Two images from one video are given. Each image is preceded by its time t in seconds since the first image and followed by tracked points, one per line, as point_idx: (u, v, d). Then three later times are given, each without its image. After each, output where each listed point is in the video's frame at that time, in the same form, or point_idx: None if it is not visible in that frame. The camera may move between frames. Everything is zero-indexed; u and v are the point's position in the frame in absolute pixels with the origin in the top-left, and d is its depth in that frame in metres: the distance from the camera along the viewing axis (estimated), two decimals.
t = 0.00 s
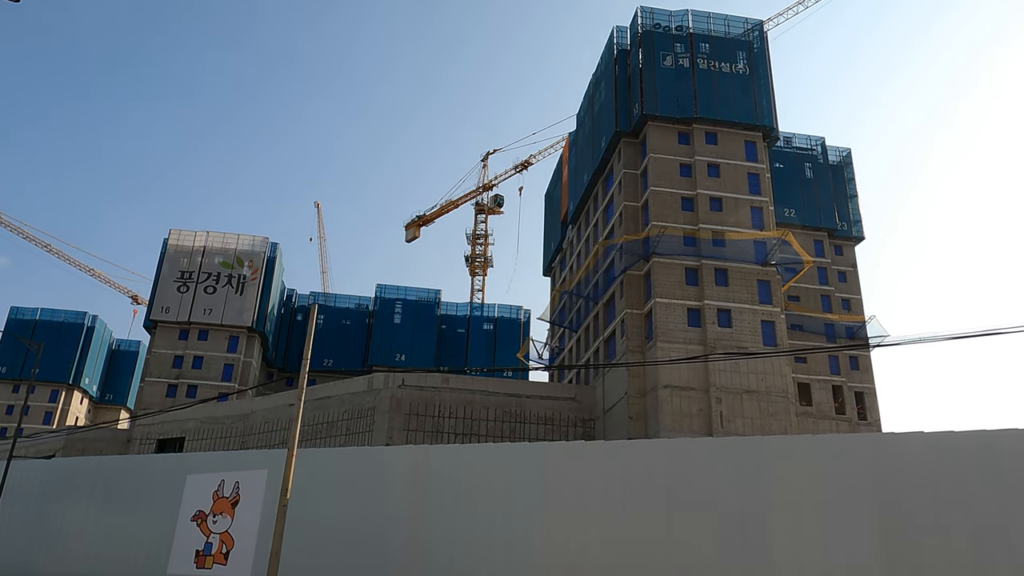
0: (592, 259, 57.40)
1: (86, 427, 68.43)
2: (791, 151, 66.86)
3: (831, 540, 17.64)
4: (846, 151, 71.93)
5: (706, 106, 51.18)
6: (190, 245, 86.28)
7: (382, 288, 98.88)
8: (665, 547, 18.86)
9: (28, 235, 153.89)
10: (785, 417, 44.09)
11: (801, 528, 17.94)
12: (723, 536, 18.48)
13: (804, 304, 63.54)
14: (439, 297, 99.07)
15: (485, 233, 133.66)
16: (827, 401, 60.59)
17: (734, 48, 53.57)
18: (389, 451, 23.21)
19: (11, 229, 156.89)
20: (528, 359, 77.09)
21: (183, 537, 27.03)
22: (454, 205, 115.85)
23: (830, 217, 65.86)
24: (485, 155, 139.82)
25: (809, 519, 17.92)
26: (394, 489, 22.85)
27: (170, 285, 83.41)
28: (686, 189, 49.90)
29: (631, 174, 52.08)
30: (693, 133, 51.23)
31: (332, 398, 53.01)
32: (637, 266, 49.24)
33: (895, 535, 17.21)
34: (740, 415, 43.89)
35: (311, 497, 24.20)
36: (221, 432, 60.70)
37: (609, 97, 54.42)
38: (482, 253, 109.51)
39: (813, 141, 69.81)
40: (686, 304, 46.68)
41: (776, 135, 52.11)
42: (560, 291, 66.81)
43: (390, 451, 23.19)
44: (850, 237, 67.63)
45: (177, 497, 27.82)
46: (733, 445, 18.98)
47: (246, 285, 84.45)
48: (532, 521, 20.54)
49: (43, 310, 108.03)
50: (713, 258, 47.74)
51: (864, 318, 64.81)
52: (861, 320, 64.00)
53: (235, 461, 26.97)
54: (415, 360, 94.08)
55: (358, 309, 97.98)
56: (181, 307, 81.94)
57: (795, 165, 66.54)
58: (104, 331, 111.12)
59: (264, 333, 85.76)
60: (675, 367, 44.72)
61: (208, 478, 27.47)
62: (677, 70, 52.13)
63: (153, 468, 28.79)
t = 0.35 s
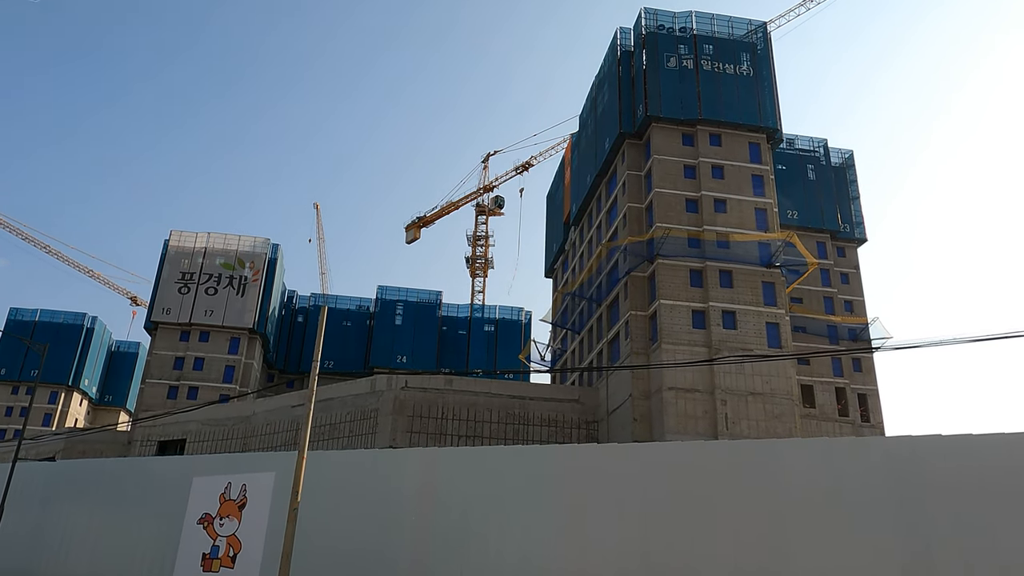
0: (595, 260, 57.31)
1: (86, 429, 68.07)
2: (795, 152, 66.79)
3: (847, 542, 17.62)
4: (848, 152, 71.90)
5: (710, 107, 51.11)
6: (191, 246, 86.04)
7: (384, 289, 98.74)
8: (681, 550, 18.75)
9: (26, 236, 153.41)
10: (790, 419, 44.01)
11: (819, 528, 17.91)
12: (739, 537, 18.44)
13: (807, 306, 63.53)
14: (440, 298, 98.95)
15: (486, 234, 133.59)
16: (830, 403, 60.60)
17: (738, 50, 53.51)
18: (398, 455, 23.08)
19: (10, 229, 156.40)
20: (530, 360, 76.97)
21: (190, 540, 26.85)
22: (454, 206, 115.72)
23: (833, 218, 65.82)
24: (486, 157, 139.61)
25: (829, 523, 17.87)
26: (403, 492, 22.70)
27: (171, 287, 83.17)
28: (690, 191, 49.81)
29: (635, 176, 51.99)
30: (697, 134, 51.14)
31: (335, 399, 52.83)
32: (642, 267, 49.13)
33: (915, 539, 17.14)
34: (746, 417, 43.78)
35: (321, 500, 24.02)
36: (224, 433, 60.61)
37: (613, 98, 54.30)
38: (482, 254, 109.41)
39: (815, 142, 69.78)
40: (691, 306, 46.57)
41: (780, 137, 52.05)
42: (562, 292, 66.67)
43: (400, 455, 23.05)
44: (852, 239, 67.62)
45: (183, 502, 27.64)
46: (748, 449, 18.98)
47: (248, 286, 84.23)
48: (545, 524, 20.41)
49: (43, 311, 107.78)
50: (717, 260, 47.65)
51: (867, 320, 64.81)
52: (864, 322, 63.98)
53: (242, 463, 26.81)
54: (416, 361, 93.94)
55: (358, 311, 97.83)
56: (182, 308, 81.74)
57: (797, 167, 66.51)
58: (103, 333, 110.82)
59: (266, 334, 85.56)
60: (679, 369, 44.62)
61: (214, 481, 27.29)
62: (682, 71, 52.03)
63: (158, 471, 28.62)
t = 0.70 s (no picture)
0: (598, 266, 57.19)
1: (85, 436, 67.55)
2: (797, 158, 66.72)
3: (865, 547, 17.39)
4: (850, 158, 71.94)
5: (713, 113, 51.07)
6: (192, 252, 85.87)
7: (385, 295, 98.58)
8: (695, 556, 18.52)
9: (25, 242, 153.20)
10: (795, 425, 43.82)
11: (837, 531, 17.68)
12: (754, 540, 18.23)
13: (810, 311, 63.43)
14: (441, 305, 98.79)
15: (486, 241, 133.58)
16: (834, 408, 60.48)
17: (741, 55, 53.52)
18: (407, 461, 22.89)
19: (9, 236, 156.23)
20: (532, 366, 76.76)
21: (195, 547, 26.61)
22: (455, 213, 115.70)
23: (835, 224, 65.80)
24: (486, 163, 139.63)
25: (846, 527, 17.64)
26: (413, 498, 22.48)
27: (172, 293, 82.94)
28: (694, 196, 49.72)
29: (639, 181, 51.90)
30: (700, 140, 51.08)
31: (337, 406, 52.56)
32: (646, 273, 49.02)
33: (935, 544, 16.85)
34: (751, 423, 43.60)
35: (329, 507, 23.81)
36: (225, 439, 60.25)
37: (616, 104, 54.26)
38: (483, 260, 109.32)
39: (817, 148, 69.78)
40: (695, 311, 46.45)
41: (784, 142, 52.02)
42: (565, 299, 66.54)
43: (410, 461, 22.85)
44: (855, 244, 67.61)
45: (188, 509, 27.38)
46: (763, 454, 18.77)
47: (249, 293, 84.05)
48: (558, 529, 20.19)
49: (43, 318, 107.44)
50: (721, 265, 47.55)
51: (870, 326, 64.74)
52: (867, 327, 63.94)
53: (248, 469, 26.57)
54: (417, 368, 93.76)
55: (359, 317, 97.65)
56: (183, 314, 81.49)
57: (800, 172, 66.47)
58: (103, 339, 110.41)
59: (267, 341, 85.31)
60: (684, 375, 44.43)
61: (220, 487, 27.06)
62: (685, 77, 52.04)
63: (163, 478, 28.35)
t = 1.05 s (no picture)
0: (601, 271, 57.12)
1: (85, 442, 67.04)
2: (799, 164, 66.73)
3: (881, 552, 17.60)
4: (852, 164, 72.02)
5: (717, 118, 51.05)
6: (193, 257, 85.58)
7: (386, 300, 98.42)
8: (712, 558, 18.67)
9: (24, 247, 152.74)
10: (801, 431, 43.67)
11: (851, 534, 17.90)
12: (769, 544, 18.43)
13: (813, 317, 63.33)
14: (442, 310, 98.62)
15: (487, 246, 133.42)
16: (837, 415, 60.40)
17: (744, 61, 53.55)
18: (418, 467, 22.81)
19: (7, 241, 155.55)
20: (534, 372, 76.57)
21: (200, 555, 26.36)
22: (455, 218, 115.57)
23: (838, 230, 65.80)
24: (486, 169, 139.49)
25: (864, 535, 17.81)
26: (425, 503, 22.41)
27: (172, 298, 82.65)
28: (698, 201, 49.66)
29: (642, 187, 51.82)
30: (704, 145, 51.05)
31: (340, 411, 52.36)
32: (650, 278, 48.88)
33: (952, 551, 17.05)
34: (756, 429, 43.42)
35: (339, 510, 23.66)
36: (225, 445, 59.93)
37: (619, 109, 54.23)
38: (484, 266, 109.17)
39: (819, 154, 69.84)
40: (700, 317, 46.32)
41: (788, 148, 52.01)
42: (567, 304, 66.43)
43: (421, 467, 22.77)
44: (857, 250, 67.64)
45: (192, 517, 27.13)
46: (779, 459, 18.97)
47: (250, 298, 83.80)
48: (574, 535, 20.22)
49: (42, 323, 107.11)
50: (726, 270, 47.43)
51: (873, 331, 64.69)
52: (869, 333, 63.90)
53: (254, 476, 26.34)
54: (418, 373, 93.54)
55: (360, 323, 97.42)
56: (184, 319, 81.22)
57: (802, 178, 66.49)
58: (102, 344, 110.00)
59: (268, 346, 85.04)
60: (689, 380, 44.27)
61: (225, 494, 26.83)
62: (688, 82, 52.06)
63: (168, 484, 28.11)
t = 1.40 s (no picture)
0: (605, 272, 57.05)
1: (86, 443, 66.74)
2: (803, 165, 66.77)
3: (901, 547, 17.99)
4: (855, 164, 72.04)
5: (722, 118, 50.98)
6: (195, 257, 85.33)
7: (388, 300, 98.30)
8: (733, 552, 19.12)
9: (23, 246, 152.26)
10: (806, 432, 43.62)
11: (874, 533, 18.27)
12: (793, 544, 18.77)
13: (816, 318, 63.27)
14: (443, 310, 98.48)
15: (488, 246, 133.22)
16: (841, 415, 60.45)
17: (749, 61, 53.47)
18: (435, 465, 22.94)
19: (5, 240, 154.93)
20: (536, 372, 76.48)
21: (208, 556, 26.23)
22: (456, 218, 115.40)
23: (841, 230, 65.77)
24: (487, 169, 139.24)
25: (885, 531, 18.21)
26: (443, 501, 22.56)
27: (174, 298, 82.45)
28: (703, 202, 49.58)
29: (647, 187, 51.70)
30: (709, 145, 50.97)
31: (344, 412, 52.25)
32: (655, 278, 48.79)
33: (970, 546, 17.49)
34: (762, 430, 43.35)
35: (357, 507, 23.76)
36: (228, 446, 59.76)
37: (624, 109, 54.11)
38: (485, 266, 109.03)
39: (823, 154, 69.88)
40: (706, 318, 46.24)
41: (793, 148, 51.96)
42: (570, 304, 66.30)
43: (438, 465, 22.92)
44: (860, 251, 67.71)
45: (200, 518, 27.00)
46: (799, 458, 19.35)
47: (252, 298, 83.61)
48: (593, 531, 20.51)
49: (42, 323, 106.81)
50: (731, 271, 47.37)
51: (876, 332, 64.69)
52: (873, 333, 63.88)
53: (263, 477, 26.19)
54: (420, 373, 93.43)
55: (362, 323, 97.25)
56: (186, 319, 81.02)
57: (805, 178, 66.51)
58: (102, 344, 109.68)
59: (270, 346, 84.88)
60: (695, 381, 44.21)
61: (233, 496, 26.67)
62: (693, 82, 51.96)
63: (176, 485, 27.96)
